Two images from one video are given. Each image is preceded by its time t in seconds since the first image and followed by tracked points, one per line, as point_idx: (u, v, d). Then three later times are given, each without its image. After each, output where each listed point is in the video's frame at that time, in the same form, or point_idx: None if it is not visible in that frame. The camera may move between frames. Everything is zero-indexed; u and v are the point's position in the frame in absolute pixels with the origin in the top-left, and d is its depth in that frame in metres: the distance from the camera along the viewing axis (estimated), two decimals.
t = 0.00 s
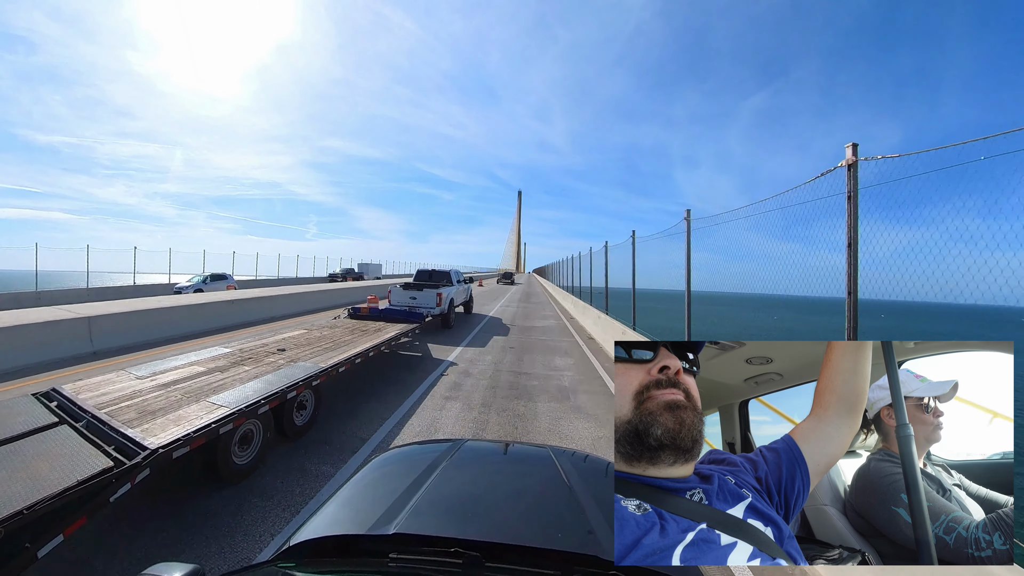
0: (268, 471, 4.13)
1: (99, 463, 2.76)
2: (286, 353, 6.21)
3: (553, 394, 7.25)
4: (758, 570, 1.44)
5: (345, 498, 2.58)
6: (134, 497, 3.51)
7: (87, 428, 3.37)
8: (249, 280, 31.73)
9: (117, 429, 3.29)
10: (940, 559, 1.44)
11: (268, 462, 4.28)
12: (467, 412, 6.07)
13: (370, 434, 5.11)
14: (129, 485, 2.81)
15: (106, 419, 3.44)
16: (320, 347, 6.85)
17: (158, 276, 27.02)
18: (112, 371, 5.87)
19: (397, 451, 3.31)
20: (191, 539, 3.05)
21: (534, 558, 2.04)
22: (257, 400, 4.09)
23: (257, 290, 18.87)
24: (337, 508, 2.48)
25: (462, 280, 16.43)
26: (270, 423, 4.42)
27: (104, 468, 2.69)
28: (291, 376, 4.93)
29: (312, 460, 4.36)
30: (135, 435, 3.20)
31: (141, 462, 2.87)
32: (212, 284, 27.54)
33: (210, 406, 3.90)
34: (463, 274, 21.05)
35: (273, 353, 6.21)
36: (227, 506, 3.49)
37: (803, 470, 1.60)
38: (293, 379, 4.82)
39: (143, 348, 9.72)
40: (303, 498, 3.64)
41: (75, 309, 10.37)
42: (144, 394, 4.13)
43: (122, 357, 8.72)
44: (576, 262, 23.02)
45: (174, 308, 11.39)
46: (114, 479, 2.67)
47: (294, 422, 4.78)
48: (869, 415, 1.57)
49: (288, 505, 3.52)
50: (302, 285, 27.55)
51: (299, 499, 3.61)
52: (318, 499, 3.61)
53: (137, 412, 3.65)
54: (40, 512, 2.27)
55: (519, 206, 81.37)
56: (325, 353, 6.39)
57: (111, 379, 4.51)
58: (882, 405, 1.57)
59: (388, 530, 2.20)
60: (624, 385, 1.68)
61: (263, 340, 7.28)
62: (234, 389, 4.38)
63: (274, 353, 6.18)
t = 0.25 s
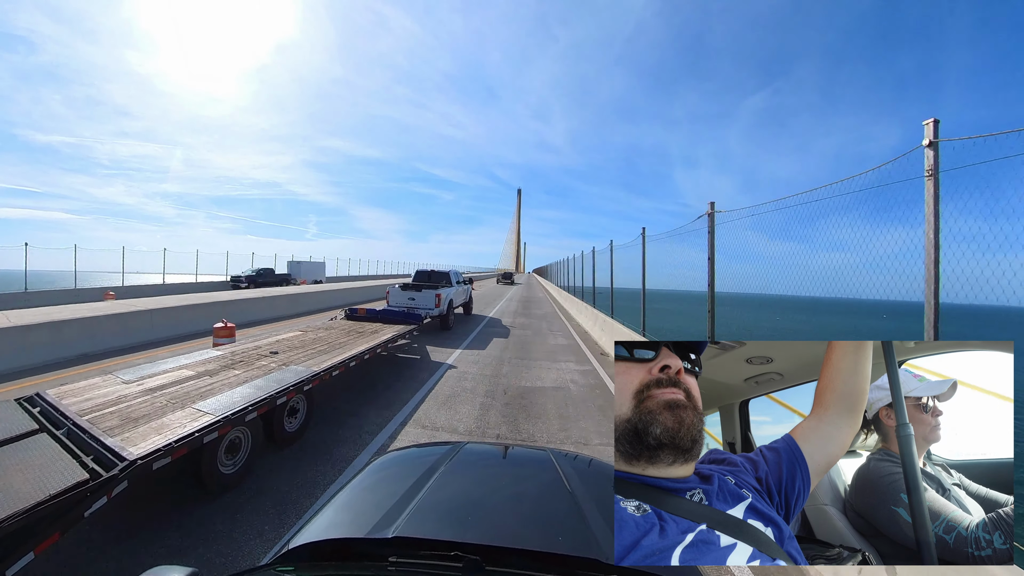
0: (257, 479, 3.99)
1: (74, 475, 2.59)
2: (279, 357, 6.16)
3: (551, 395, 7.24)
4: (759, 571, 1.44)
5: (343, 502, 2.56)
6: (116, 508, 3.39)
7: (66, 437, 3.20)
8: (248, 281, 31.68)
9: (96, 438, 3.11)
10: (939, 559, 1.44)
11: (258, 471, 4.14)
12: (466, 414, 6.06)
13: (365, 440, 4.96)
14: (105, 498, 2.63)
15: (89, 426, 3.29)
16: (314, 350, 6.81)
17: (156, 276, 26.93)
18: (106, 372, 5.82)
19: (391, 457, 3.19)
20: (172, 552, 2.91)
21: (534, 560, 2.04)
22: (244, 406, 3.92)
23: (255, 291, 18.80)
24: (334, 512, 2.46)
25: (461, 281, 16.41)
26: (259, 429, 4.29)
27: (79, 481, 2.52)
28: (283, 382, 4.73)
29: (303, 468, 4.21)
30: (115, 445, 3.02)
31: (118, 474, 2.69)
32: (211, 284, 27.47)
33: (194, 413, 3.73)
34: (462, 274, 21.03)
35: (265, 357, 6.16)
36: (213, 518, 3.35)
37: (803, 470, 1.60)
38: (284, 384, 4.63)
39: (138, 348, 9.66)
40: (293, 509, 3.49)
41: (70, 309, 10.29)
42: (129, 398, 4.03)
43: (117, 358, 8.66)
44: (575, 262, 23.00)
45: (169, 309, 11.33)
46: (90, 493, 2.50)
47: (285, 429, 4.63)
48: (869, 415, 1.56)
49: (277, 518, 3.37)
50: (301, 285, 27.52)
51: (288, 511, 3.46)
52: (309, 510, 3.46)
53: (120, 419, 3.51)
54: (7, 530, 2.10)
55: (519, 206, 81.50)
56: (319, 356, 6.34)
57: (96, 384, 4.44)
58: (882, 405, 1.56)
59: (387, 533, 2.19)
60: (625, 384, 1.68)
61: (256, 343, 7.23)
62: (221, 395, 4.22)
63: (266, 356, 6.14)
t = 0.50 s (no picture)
0: (251, 486, 3.91)
1: (57, 484, 2.54)
2: (274, 359, 6.14)
3: (551, 396, 7.23)
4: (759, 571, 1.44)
5: (342, 502, 2.57)
6: (105, 516, 3.33)
7: (52, 443, 3.16)
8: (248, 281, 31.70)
9: (83, 444, 3.07)
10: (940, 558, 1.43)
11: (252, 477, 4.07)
12: (466, 415, 6.05)
13: (363, 445, 4.87)
14: (89, 508, 2.59)
15: (76, 431, 3.25)
16: (310, 352, 6.79)
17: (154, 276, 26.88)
18: (102, 374, 5.81)
19: (386, 459, 3.14)
20: (157, 560, 2.83)
21: (533, 561, 2.04)
22: (236, 412, 3.86)
23: (254, 292, 18.79)
24: (335, 511, 2.47)
25: (461, 281, 16.41)
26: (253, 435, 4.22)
27: (62, 490, 2.48)
28: (278, 385, 4.71)
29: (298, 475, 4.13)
30: (101, 451, 2.99)
31: (103, 483, 2.65)
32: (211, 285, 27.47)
33: (184, 418, 3.68)
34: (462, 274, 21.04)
35: (261, 359, 6.14)
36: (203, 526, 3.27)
37: (803, 469, 1.60)
38: (278, 388, 4.58)
39: (137, 350, 9.66)
40: (287, 516, 3.41)
41: (69, 310, 10.29)
42: (120, 402, 4.00)
43: (115, 359, 8.66)
44: (575, 263, 23.00)
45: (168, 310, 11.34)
46: (73, 503, 2.47)
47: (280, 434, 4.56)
48: (871, 415, 1.57)
49: (268, 526, 3.29)
50: (300, 284, 27.57)
51: (280, 520, 3.38)
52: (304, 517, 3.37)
53: (109, 424, 3.46)
54: None
55: (519, 207, 81.49)
56: (315, 359, 6.31)
57: (87, 387, 4.41)
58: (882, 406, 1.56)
59: (386, 533, 2.19)
60: (628, 387, 1.66)
61: (251, 345, 7.21)
62: (214, 399, 4.19)
63: (261, 359, 6.12)
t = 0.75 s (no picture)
0: (246, 491, 3.80)
1: (42, 492, 2.40)
2: (271, 361, 6.11)
3: (551, 396, 7.24)
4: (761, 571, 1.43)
5: (343, 503, 2.58)
6: (94, 523, 3.20)
7: (41, 449, 3.03)
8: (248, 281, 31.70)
9: (72, 450, 2.94)
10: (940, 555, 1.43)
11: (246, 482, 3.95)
12: (466, 415, 6.05)
13: (361, 448, 4.77)
14: (77, 518, 2.45)
15: (66, 436, 3.15)
16: (308, 354, 6.76)
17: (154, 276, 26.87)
18: (98, 376, 5.78)
19: (384, 463, 3.12)
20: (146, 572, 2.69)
21: (531, 563, 2.04)
22: (231, 415, 3.73)
23: (254, 291, 18.81)
24: (334, 514, 2.47)
25: (461, 281, 16.39)
26: (248, 438, 4.11)
27: (48, 499, 2.33)
28: (274, 388, 4.59)
29: (294, 479, 4.01)
30: (91, 458, 2.85)
31: (90, 492, 2.50)
32: (211, 285, 27.47)
33: (177, 422, 3.55)
34: (462, 274, 21.06)
35: (257, 361, 6.12)
36: (196, 534, 3.15)
37: (804, 468, 1.60)
38: (274, 391, 4.47)
39: (135, 350, 9.64)
40: (281, 523, 3.29)
41: (68, 309, 10.28)
42: (112, 405, 3.96)
43: (113, 360, 8.65)
44: (576, 263, 22.98)
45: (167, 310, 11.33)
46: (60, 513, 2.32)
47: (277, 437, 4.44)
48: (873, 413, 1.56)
49: (263, 533, 3.19)
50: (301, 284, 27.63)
51: (276, 526, 3.26)
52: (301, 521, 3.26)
53: (99, 429, 3.37)
54: None
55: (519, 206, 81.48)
56: (313, 360, 6.29)
57: (80, 391, 4.39)
58: (882, 404, 1.56)
59: (386, 536, 2.19)
60: (625, 385, 1.66)
61: (247, 347, 7.19)
62: (209, 402, 4.11)
63: (258, 361, 6.10)
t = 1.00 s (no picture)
0: (242, 495, 3.77)
1: (33, 499, 2.38)
2: (269, 362, 6.11)
3: (551, 395, 7.24)
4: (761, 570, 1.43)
5: (343, 502, 2.58)
6: (89, 527, 3.17)
7: (34, 453, 3.02)
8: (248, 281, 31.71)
9: (65, 454, 2.92)
10: (940, 555, 1.43)
11: (243, 486, 3.92)
12: (466, 415, 6.05)
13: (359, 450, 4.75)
14: (69, 524, 2.44)
15: (59, 440, 3.13)
16: (306, 355, 6.75)
17: (153, 276, 26.86)
18: (96, 377, 5.78)
19: (383, 463, 3.11)
20: None
21: (532, 562, 2.05)
22: (227, 419, 3.71)
23: (255, 291, 18.82)
24: (336, 512, 2.47)
25: (461, 280, 16.40)
26: (245, 441, 4.08)
27: (39, 506, 2.32)
28: (272, 390, 4.57)
29: (291, 483, 3.98)
30: (84, 462, 2.83)
31: (83, 499, 2.49)
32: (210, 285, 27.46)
33: (172, 426, 3.53)
34: (463, 274, 21.08)
35: (255, 362, 6.11)
36: (191, 538, 3.12)
37: (805, 468, 1.60)
38: (272, 393, 4.45)
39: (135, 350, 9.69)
40: (277, 529, 3.25)
41: (67, 309, 10.29)
42: (108, 408, 3.96)
43: (112, 360, 8.65)
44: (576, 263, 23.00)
45: (167, 310, 11.35)
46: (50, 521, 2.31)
47: (274, 440, 4.42)
48: (872, 413, 1.57)
49: (259, 537, 3.15)
50: (301, 283, 27.69)
51: (272, 531, 3.23)
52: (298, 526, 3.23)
53: (93, 432, 3.35)
54: None
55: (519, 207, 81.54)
56: (312, 361, 6.30)
57: (75, 393, 4.39)
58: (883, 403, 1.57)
59: (386, 534, 2.19)
60: (639, 373, 1.65)
61: (246, 347, 7.20)
62: (205, 405, 4.09)
63: (256, 362, 6.10)
